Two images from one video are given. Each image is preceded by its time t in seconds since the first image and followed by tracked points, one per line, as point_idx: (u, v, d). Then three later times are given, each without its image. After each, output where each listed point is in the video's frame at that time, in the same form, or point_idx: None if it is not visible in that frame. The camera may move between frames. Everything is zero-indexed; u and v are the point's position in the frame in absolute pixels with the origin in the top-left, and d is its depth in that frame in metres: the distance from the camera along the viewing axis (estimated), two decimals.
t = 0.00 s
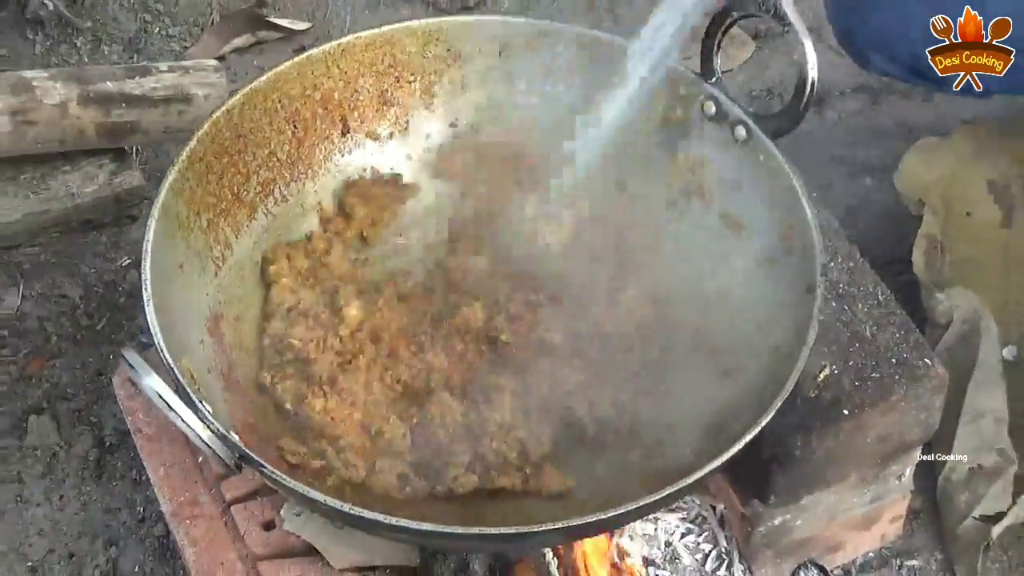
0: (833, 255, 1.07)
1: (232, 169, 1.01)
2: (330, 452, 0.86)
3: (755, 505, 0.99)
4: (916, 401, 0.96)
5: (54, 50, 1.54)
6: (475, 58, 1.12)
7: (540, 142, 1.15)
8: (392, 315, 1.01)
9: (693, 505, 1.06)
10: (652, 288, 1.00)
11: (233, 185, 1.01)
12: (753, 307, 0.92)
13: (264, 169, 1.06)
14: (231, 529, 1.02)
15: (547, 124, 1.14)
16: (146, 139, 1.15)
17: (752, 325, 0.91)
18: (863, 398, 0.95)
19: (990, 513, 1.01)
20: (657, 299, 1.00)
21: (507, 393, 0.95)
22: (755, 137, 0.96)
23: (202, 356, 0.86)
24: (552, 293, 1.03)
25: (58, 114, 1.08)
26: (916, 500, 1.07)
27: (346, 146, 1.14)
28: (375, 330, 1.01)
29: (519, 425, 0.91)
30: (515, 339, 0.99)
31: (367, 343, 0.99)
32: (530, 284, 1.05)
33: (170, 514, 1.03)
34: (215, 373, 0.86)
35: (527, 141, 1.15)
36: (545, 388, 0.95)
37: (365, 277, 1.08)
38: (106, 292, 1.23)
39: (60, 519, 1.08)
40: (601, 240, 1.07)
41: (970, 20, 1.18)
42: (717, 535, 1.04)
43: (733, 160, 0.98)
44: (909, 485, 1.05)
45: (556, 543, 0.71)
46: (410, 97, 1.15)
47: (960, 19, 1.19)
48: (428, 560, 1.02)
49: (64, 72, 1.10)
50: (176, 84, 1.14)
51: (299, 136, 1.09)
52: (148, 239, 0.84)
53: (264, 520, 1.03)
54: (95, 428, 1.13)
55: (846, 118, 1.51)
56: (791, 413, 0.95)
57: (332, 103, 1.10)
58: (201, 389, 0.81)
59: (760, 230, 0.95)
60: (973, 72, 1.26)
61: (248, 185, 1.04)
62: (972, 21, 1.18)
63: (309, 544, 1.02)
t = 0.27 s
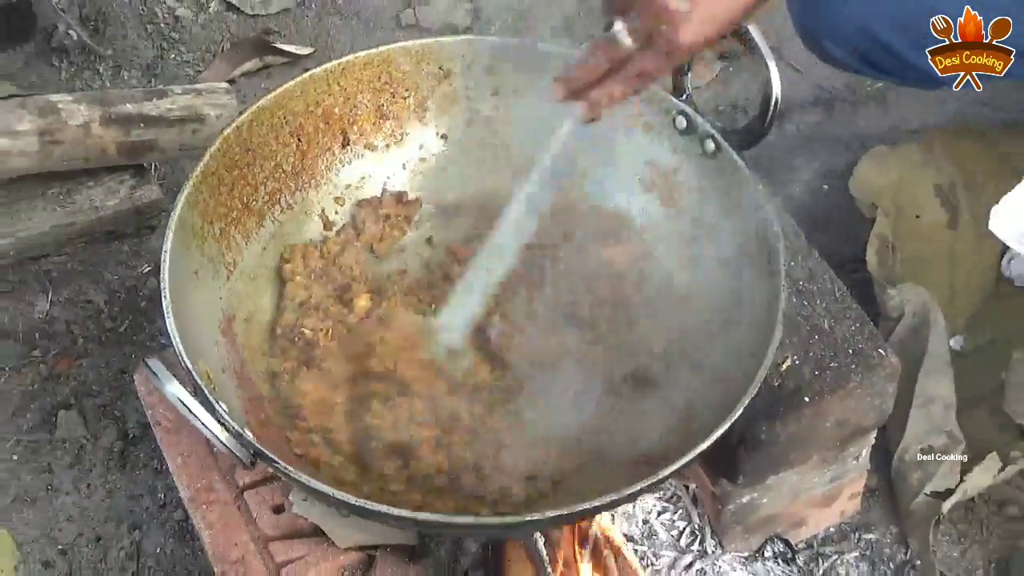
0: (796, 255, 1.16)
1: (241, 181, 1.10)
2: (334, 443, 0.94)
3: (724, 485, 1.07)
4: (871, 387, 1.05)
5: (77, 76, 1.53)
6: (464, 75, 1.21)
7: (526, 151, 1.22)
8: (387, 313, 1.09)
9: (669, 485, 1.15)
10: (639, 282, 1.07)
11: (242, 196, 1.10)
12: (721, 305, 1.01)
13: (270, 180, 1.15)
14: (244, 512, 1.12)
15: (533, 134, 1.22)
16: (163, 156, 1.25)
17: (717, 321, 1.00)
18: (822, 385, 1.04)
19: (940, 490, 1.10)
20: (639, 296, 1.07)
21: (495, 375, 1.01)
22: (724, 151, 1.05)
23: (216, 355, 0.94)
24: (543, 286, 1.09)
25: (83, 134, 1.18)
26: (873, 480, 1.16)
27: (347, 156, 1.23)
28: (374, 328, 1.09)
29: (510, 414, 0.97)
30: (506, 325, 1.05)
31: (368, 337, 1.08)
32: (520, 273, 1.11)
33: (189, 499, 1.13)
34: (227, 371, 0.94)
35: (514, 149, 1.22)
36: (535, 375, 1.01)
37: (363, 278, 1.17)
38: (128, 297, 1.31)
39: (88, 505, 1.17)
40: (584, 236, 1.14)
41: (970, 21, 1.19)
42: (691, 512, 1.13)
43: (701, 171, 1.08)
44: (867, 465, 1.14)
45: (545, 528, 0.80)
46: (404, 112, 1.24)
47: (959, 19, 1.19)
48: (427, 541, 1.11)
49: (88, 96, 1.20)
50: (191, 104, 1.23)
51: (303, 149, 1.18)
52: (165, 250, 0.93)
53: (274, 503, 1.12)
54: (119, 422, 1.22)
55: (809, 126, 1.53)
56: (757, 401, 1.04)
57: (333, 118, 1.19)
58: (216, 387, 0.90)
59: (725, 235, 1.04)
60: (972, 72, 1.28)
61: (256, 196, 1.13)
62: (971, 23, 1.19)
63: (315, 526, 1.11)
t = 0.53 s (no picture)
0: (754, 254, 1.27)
1: (249, 197, 1.21)
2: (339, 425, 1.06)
3: (693, 463, 1.18)
4: (824, 371, 1.16)
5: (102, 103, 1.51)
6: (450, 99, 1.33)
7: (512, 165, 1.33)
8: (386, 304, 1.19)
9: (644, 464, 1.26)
10: (617, 275, 1.17)
11: (250, 211, 1.22)
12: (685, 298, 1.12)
13: (276, 196, 1.26)
14: (258, 496, 1.24)
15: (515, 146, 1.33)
16: (179, 175, 1.37)
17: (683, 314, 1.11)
18: (778, 370, 1.15)
19: (888, 464, 1.21)
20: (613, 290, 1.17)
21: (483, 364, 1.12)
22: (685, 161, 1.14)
23: (229, 353, 1.05)
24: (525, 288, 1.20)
25: (107, 158, 1.30)
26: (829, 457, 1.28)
27: (345, 175, 1.35)
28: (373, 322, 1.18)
29: (497, 396, 1.08)
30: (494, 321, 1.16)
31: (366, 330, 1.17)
32: (506, 275, 1.22)
33: (208, 485, 1.25)
34: (240, 366, 1.05)
35: (499, 164, 1.34)
36: (521, 362, 1.11)
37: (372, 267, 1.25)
38: (150, 305, 1.43)
39: (117, 493, 1.29)
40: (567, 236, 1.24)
41: (970, 21, 1.24)
42: (664, 489, 1.25)
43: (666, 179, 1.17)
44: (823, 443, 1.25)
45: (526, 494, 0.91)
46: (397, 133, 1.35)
47: (960, 20, 1.24)
48: (425, 519, 1.24)
49: (111, 123, 1.32)
50: (204, 128, 1.36)
51: (306, 168, 1.30)
52: (182, 257, 1.05)
53: (285, 487, 1.24)
54: (144, 417, 1.34)
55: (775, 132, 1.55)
56: (720, 386, 1.15)
57: (333, 140, 1.31)
58: (229, 381, 1.01)
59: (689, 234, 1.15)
60: (971, 72, 1.30)
61: (263, 210, 1.24)
62: (971, 24, 1.24)
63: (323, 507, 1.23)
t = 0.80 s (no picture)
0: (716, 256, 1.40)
1: (260, 210, 1.34)
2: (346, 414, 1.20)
3: (663, 444, 1.31)
4: (779, 358, 1.29)
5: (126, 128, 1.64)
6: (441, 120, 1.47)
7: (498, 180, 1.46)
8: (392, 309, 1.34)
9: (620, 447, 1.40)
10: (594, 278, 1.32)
11: (262, 222, 1.34)
12: (654, 296, 1.25)
13: (285, 208, 1.39)
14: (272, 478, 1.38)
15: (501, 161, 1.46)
16: (198, 191, 1.52)
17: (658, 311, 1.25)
18: (737, 359, 1.28)
19: (838, 443, 1.34)
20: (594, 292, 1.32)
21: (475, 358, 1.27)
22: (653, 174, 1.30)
23: (244, 351, 1.18)
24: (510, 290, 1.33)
25: (134, 177, 1.45)
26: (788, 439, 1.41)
27: (347, 189, 1.48)
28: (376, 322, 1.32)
29: (492, 389, 1.23)
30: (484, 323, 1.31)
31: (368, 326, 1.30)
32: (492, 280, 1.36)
33: (227, 469, 1.38)
34: (254, 362, 1.18)
35: (485, 177, 1.47)
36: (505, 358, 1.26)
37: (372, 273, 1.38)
38: (173, 308, 1.57)
39: (146, 478, 1.43)
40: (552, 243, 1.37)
41: (970, 21, 1.37)
42: (638, 468, 1.39)
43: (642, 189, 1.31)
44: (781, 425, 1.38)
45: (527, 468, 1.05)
46: (393, 152, 1.49)
47: (962, 20, 1.37)
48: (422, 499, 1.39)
49: (136, 145, 1.46)
50: (220, 149, 1.50)
51: (311, 183, 1.43)
52: (200, 260, 1.17)
53: (296, 470, 1.39)
54: (169, 410, 1.48)
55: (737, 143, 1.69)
56: (687, 374, 1.28)
57: (335, 158, 1.44)
58: (245, 375, 1.14)
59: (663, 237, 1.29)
60: (971, 72, 1.42)
61: (274, 221, 1.36)
62: (971, 23, 1.37)
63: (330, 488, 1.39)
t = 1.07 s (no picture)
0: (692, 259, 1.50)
1: (271, 217, 1.45)
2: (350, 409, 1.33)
3: (643, 432, 1.42)
4: (749, 353, 1.40)
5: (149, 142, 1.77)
6: (438, 134, 1.58)
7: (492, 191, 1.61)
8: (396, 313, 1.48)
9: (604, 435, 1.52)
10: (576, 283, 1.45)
11: (272, 229, 1.45)
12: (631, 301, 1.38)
13: (295, 216, 1.50)
14: (282, 465, 1.50)
15: (492, 176, 1.61)
16: (215, 201, 1.65)
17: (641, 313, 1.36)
18: (710, 354, 1.39)
19: (804, 431, 1.46)
20: (581, 294, 1.44)
21: (469, 356, 1.40)
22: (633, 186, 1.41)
23: (256, 348, 1.30)
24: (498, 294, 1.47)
25: (155, 188, 1.58)
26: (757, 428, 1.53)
27: (351, 197, 1.59)
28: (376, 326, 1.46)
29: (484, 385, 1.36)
30: (479, 324, 1.43)
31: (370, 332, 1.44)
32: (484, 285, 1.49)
33: (241, 457, 1.51)
34: (265, 359, 1.30)
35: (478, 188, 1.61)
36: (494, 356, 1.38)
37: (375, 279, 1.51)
38: (193, 308, 1.71)
39: (167, 464, 1.56)
40: (541, 251, 1.49)
41: (970, 21, 1.40)
42: (620, 454, 1.51)
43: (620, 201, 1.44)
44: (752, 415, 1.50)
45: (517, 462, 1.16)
46: (394, 161, 1.60)
47: (961, 20, 1.40)
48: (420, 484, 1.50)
49: (157, 158, 1.59)
50: (235, 161, 1.62)
51: (319, 191, 1.54)
52: (215, 267, 1.29)
53: (304, 458, 1.50)
54: (188, 402, 1.61)
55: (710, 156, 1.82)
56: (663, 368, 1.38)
57: (340, 168, 1.55)
58: (257, 370, 1.26)
59: (643, 245, 1.40)
60: (971, 73, 1.45)
61: (284, 227, 1.48)
62: (970, 23, 1.40)
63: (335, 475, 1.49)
